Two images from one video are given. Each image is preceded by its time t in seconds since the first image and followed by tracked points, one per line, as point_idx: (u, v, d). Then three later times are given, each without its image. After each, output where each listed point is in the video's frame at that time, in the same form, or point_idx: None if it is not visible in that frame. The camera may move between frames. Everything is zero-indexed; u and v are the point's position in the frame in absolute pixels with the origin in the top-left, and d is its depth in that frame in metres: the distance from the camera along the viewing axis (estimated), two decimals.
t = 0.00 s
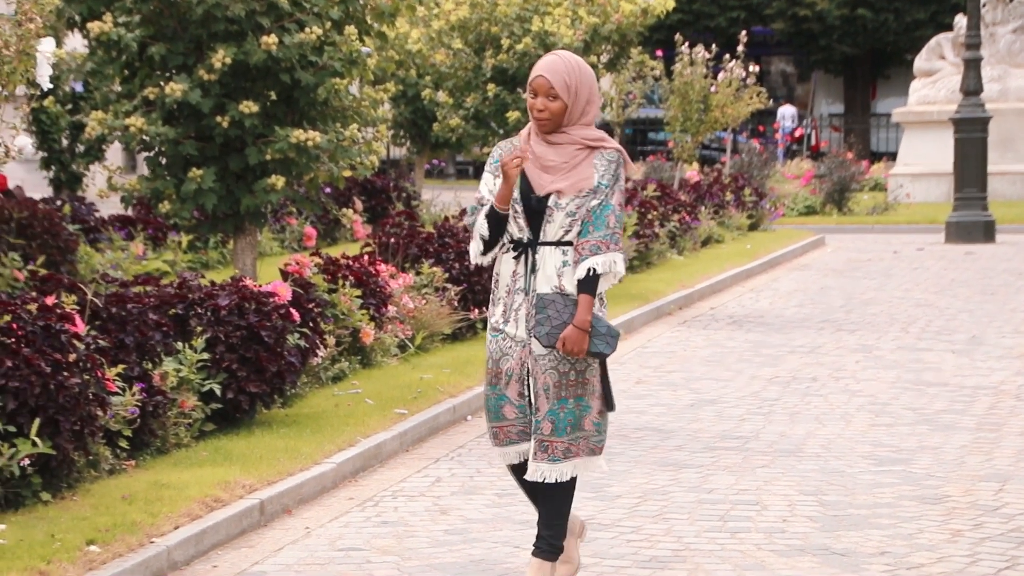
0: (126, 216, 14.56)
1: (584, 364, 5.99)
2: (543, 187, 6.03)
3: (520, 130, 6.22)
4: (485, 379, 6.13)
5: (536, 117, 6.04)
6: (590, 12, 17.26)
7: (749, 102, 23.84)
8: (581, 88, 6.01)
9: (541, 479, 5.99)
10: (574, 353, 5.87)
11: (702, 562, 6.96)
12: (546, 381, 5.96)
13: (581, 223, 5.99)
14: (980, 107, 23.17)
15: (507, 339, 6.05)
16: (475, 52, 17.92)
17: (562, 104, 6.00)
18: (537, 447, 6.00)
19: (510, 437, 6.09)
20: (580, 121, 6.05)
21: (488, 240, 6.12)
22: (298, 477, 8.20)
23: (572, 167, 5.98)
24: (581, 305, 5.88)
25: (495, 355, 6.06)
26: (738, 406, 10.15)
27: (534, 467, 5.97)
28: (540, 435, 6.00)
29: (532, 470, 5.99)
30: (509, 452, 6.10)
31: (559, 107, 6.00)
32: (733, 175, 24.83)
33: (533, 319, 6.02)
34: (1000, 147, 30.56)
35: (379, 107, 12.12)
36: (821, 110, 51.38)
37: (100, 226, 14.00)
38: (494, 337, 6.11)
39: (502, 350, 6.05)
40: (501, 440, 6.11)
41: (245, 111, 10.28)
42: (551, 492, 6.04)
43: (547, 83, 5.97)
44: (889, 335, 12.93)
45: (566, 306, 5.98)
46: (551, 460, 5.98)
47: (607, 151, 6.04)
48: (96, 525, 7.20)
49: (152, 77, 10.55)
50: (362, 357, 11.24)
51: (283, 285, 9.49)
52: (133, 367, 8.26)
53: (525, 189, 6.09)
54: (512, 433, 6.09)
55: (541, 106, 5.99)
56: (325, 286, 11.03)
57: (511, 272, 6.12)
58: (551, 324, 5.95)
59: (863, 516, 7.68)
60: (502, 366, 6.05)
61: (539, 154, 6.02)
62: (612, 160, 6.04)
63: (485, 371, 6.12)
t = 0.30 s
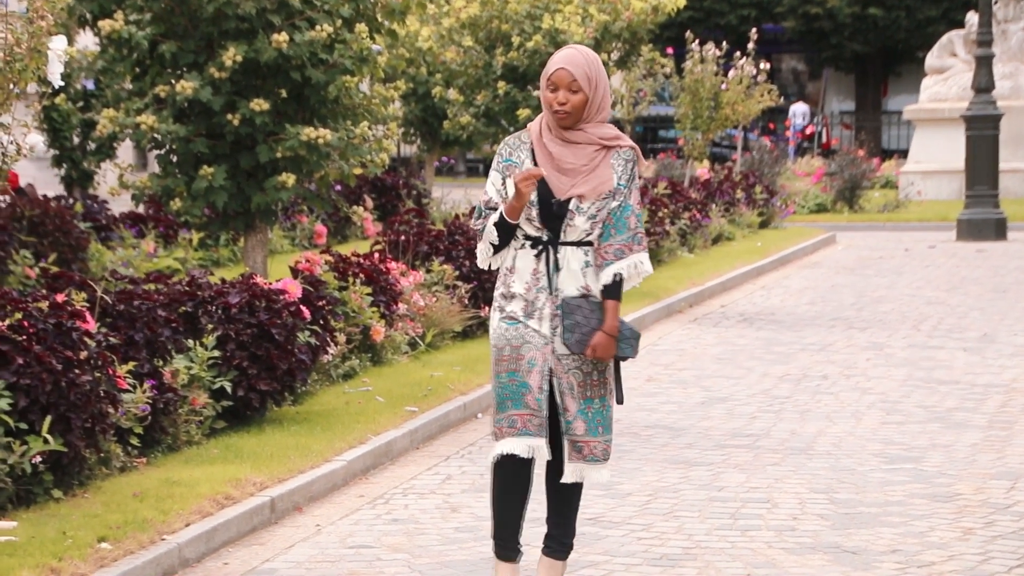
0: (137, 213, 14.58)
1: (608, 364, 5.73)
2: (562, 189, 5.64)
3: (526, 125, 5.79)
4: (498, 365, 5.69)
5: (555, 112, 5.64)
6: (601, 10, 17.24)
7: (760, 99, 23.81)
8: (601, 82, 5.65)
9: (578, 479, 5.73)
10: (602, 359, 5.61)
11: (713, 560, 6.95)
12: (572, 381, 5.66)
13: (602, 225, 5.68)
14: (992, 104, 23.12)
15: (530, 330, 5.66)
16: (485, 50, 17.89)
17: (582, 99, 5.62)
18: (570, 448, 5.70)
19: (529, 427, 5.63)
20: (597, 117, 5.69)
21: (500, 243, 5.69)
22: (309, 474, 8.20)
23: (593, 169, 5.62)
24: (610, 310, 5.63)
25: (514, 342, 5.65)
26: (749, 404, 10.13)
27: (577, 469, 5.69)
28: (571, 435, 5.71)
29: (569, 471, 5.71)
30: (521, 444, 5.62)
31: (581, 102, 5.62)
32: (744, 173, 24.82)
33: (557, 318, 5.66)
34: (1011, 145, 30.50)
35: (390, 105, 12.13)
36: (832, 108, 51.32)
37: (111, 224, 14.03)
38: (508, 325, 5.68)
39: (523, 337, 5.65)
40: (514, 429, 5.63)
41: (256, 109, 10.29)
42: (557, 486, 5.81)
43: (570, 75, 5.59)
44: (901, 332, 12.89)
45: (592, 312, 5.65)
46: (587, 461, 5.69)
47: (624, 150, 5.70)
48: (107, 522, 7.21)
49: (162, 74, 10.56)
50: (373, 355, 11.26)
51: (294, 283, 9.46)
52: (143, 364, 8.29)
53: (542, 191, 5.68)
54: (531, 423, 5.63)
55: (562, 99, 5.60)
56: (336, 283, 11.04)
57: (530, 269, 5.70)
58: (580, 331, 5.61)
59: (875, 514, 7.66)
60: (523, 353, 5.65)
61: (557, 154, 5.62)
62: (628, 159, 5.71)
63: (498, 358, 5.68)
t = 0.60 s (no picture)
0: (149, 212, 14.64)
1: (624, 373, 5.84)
2: (580, 197, 5.71)
3: (533, 133, 5.82)
4: (533, 388, 5.72)
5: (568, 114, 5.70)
6: (611, 9, 17.20)
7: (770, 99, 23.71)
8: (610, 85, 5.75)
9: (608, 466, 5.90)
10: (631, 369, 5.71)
11: (723, 558, 6.96)
12: (598, 391, 5.76)
13: (620, 233, 5.76)
14: (1002, 102, 23.05)
15: (560, 348, 5.70)
16: (495, 49, 17.91)
17: (595, 99, 5.70)
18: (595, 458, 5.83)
19: (564, 449, 5.65)
20: (606, 120, 5.77)
21: (517, 249, 5.75)
22: (318, 472, 8.22)
23: (608, 175, 5.69)
24: (635, 319, 5.73)
25: (548, 361, 5.69)
26: (759, 403, 10.14)
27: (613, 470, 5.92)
28: (600, 446, 5.82)
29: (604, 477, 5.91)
30: (560, 467, 5.64)
31: (594, 101, 5.69)
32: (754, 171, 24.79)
33: (584, 331, 5.74)
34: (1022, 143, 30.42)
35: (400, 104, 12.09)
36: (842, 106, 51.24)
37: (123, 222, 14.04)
38: (538, 344, 5.72)
39: (556, 356, 5.69)
40: (553, 452, 5.67)
41: (266, 108, 10.28)
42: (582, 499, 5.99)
43: (584, 76, 5.66)
44: (911, 331, 12.88)
45: (618, 323, 5.75)
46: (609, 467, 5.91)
47: (634, 154, 5.75)
48: (118, 520, 7.24)
49: (173, 74, 10.58)
50: (382, 354, 11.27)
51: (304, 282, 9.47)
52: (154, 363, 8.29)
53: (559, 200, 5.74)
54: (566, 444, 5.65)
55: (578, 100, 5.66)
56: (346, 282, 11.04)
57: (553, 282, 5.75)
58: (610, 342, 5.70)
59: (884, 512, 7.67)
60: (559, 372, 5.68)
61: (572, 161, 5.67)
62: (640, 164, 5.77)
63: (532, 378, 5.71)
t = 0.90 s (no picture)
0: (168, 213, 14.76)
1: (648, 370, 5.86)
2: (602, 195, 5.66)
3: (539, 143, 5.79)
4: (563, 393, 5.72)
5: (574, 113, 5.68)
6: (622, 12, 17.32)
7: (779, 99, 23.69)
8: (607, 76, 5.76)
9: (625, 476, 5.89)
10: (670, 356, 5.76)
11: (732, 553, 7.09)
12: (626, 392, 5.78)
13: (643, 223, 5.78)
14: (1007, 104, 23.13)
15: (592, 352, 5.70)
16: (509, 52, 18.06)
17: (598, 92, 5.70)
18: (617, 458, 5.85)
19: (603, 453, 5.69)
20: (609, 113, 5.76)
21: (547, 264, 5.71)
22: (334, 468, 8.36)
23: (622, 166, 5.66)
24: (669, 307, 5.77)
25: (579, 367, 5.69)
26: (768, 400, 10.26)
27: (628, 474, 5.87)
28: (624, 444, 5.84)
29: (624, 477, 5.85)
30: (598, 470, 5.68)
31: (597, 95, 5.68)
32: (762, 172, 24.93)
33: (617, 330, 5.75)
34: None
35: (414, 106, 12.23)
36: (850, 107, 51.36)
37: (141, 223, 14.20)
38: (569, 348, 5.71)
39: (587, 360, 5.69)
40: (591, 455, 5.69)
41: (283, 110, 10.42)
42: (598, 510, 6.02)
43: (584, 69, 5.66)
44: (917, 330, 13.00)
45: (650, 313, 5.79)
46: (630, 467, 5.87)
47: (643, 141, 5.77)
48: (138, 515, 7.38)
49: (191, 76, 10.73)
50: (397, 351, 11.42)
51: (320, 280, 9.61)
52: (173, 360, 8.44)
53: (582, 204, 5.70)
54: (605, 448, 5.70)
55: (582, 95, 5.64)
56: (360, 281, 11.19)
57: (589, 285, 5.73)
58: (646, 334, 5.74)
59: (892, 508, 7.80)
60: (590, 377, 5.69)
61: (585, 160, 5.63)
62: (649, 151, 5.78)
63: (563, 383, 5.72)
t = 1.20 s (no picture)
0: (177, 212, 14.82)
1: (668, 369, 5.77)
2: (596, 192, 5.64)
3: (546, 138, 5.81)
4: (554, 394, 5.74)
5: (576, 110, 5.68)
6: (627, 13, 17.32)
7: (783, 101, 23.54)
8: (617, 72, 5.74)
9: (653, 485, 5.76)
10: (662, 357, 5.66)
11: (736, 549, 7.17)
12: (637, 388, 5.70)
13: (641, 223, 5.71)
14: (1010, 104, 23.17)
15: (583, 352, 5.70)
16: (515, 52, 18.13)
17: (601, 90, 5.69)
18: (634, 457, 5.73)
19: (581, 456, 5.68)
20: (617, 111, 5.75)
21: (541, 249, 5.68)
22: (342, 465, 8.44)
23: (620, 165, 5.64)
24: (662, 307, 5.65)
25: (570, 368, 5.71)
26: (771, 397, 10.33)
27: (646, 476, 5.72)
28: (634, 445, 5.73)
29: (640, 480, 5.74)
30: (577, 474, 5.68)
31: (599, 93, 5.67)
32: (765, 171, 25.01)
33: (610, 330, 5.71)
34: None
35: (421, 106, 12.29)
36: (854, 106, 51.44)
37: (151, 223, 14.32)
38: (562, 349, 5.73)
39: (579, 361, 5.71)
40: (569, 458, 5.69)
41: (292, 110, 10.51)
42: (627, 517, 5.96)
43: (588, 66, 5.66)
44: (920, 328, 13.08)
45: (644, 313, 5.71)
46: (653, 467, 5.72)
47: (648, 142, 5.73)
48: (148, 511, 7.47)
49: (201, 76, 10.82)
50: (404, 349, 11.50)
51: (328, 279, 9.69)
52: (182, 358, 8.52)
53: (577, 200, 5.70)
54: (584, 451, 5.68)
55: (582, 92, 5.65)
56: (368, 279, 11.29)
57: (579, 284, 5.74)
58: (634, 333, 5.66)
59: (894, 505, 7.87)
60: (580, 378, 5.70)
61: (583, 157, 5.63)
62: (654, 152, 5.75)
63: (555, 384, 5.75)
